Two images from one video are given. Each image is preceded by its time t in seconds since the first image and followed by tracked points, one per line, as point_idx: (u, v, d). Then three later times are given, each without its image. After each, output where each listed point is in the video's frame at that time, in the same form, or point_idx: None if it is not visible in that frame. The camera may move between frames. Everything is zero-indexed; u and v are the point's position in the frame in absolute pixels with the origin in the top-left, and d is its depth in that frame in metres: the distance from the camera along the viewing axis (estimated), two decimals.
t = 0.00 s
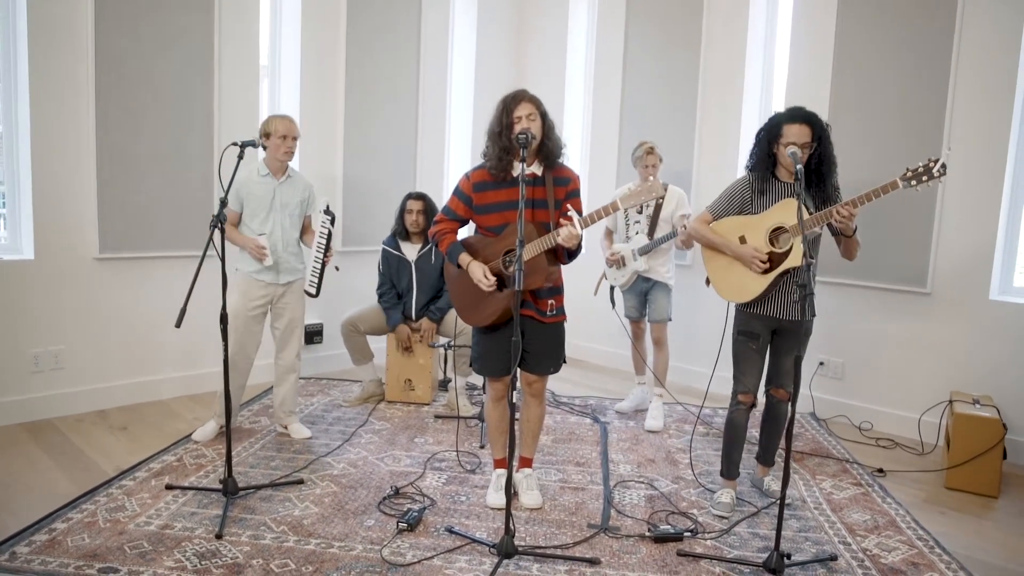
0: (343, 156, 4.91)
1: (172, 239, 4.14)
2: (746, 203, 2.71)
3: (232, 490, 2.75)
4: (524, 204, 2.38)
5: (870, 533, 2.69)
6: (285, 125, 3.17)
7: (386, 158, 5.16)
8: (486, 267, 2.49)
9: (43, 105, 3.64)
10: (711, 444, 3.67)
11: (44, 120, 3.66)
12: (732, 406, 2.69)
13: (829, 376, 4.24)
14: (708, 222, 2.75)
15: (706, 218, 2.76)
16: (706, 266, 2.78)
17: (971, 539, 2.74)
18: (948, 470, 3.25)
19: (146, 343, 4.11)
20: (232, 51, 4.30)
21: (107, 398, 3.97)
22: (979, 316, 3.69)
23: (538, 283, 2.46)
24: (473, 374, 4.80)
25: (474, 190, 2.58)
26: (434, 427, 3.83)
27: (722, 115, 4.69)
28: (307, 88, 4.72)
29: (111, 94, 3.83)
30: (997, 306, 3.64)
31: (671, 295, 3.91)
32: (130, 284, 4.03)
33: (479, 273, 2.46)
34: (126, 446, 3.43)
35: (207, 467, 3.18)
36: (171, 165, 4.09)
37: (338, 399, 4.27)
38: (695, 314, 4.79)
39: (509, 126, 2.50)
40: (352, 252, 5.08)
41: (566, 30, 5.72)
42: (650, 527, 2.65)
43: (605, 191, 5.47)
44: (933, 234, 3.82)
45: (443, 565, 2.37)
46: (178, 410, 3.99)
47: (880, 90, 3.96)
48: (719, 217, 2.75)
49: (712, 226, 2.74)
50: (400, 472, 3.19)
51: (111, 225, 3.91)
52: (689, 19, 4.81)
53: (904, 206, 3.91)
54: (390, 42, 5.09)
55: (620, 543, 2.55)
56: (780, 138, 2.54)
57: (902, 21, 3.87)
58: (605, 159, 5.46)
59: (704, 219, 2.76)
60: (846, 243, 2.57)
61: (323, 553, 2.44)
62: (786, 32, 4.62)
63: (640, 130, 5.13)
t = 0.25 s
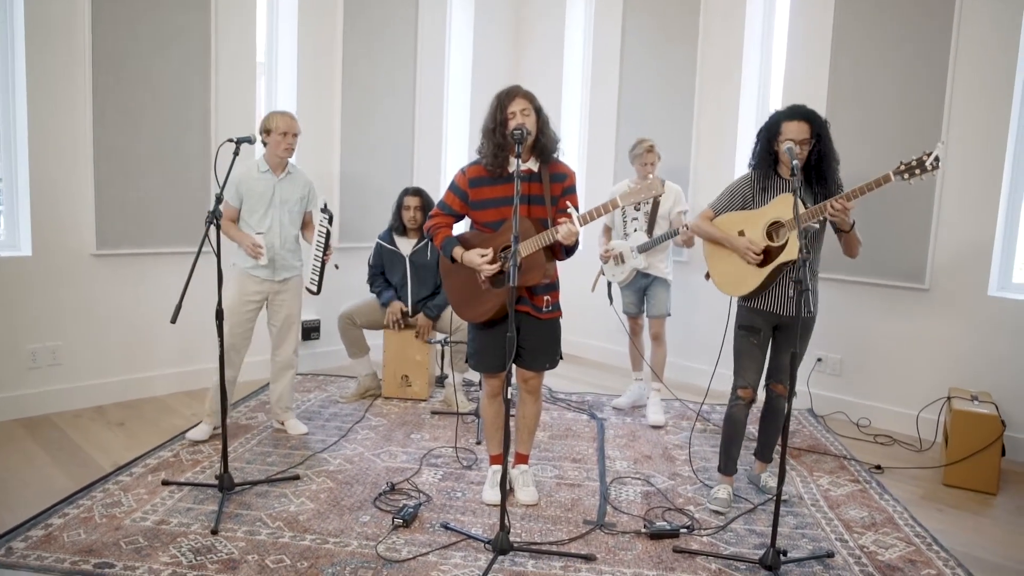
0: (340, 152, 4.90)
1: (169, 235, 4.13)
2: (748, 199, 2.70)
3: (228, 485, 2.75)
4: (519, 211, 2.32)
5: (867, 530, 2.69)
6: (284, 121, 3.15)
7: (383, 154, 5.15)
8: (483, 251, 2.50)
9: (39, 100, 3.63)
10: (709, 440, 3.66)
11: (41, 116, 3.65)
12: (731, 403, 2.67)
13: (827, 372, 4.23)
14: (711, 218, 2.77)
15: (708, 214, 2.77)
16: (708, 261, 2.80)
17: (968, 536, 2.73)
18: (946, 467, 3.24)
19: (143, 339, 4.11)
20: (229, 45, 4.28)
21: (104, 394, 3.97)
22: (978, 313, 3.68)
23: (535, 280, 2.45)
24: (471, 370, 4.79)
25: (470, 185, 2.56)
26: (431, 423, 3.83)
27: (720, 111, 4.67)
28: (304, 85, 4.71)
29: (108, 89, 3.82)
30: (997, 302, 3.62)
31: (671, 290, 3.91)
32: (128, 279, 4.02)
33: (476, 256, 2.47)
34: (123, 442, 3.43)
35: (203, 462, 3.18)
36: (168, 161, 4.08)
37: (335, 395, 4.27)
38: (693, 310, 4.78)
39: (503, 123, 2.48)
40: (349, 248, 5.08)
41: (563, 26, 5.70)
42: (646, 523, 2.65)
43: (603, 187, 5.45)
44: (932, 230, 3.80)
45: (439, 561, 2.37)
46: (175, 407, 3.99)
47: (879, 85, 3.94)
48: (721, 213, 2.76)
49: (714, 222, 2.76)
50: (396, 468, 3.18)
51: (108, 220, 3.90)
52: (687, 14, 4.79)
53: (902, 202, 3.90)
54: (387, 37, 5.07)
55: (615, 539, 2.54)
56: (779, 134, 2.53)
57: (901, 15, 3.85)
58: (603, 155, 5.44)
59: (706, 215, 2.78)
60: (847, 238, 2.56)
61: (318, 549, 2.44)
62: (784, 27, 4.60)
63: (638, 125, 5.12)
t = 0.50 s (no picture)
0: (341, 151, 4.90)
1: (170, 234, 4.13)
2: (752, 199, 2.70)
3: (228, 485, 2.75)
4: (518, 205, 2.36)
5: (868, 530, 2.68)
6: (271, 119, 3.13)
7: (384, 153, 5.14)
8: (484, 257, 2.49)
9: (39, 99, 3.63)
10: (710, 440, 3.65)
11: (42, 116, 3.65)
12: (728, 401, 2.67)
13: (829, 372, 4.22)
14: (716, 215, 2.76)
15: (713, 211, 2.76)
16: (709, 257, 2.79)
17: (970, 536, 2.72)
18: (947, 467, 3.23)
19: (143, 338, 4.10)
20: (229, 44, 4.27)
21: (105, 394, 3.97)
22: (980, 312, 3.67)
23: (535, 279, 2.45)
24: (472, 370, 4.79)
25: (470, 185, 2.56)
26: (432, 423, 3.83)
27: (722, 110, 4.66)
28: (305, 85, 4.70)
29: (108, 89, 3.81)
30: (999, 302, 3.61)
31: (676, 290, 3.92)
32: (129, 279, 4.02)
33: (477, 261, 2.45)
34: (123, 442, 3.43)
35: (204, 462, 3.17)
36: (168, 160, 4.08)
37: (336, 395, 4.27)
38: (695, 310, 4.77)
39: (503, 122, 2.47)
40: (350, 247, 5.07)
41: (565, 26, 5.69)
42: (647, 524, 2.64)
43: (605, 186, 5.44)
44: (934, 230, 3.79)
45: (438, 561, 2.36)
46: (176, 406, 3.99)
47: (882, 84, 3.93)
48: (726, 210, 2.74)
49: (718, 218, 2.74)
50: (397, 468, 3.18)
51: (108, 220, 3.90)
52: (688, 12, 4.78)
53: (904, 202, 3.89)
54: (388, 35, 5.06)
55: (616, 540, 2.53)
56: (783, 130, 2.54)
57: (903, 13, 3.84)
58: (605, 154, 5.43)
59: (712, 212, 2.77)
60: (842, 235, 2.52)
61: (317, 550, 2.43)
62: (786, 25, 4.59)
63: (640, 124, 5.10)
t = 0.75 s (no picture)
0: (338, 159, 4.90)
1: (165, 242, 4.13)
2: (747, 207, 2.70)
3: (222, 494, 2.74)
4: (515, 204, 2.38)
5: (864, 538, 2.68)
6: (244, 123, 3.09)
7: (381, 161, 5.15)
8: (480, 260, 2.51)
9: (35, 107, 3.63)
10: (706, 448, 3.65)
11: (38, 124, 3.65)
12: (723, 409, 2.66)
13: (825, 379, 4.22)
14: (712, 224, 2.77)
15: (709, 220, 2.77)
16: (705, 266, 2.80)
17: (965, 544, 2.72)
18: (942, 474, 3.24)
19: (138, 347, 4.09)
20: (226, 52, 4.28)
21: (100, 402, 3.95)
22: (975, 320, 3.68)
23: (530, 284, 2.44)
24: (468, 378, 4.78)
25: (466, 193, 2.57)
26: (428, 432, 3.82)
27: (718, 117, 4.69)
28: (303, 93, 4.71)
29: (104, 97, 3.82)
30: (993, 309, 3.62)
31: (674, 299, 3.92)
32: (124, 286, 4.02)
33: (472, 266, 2.47)
34: (117, 451, 3.41)
35: (198, 471, 3.16)
36: (165, 169, 4.08)
37: (332, 403, 4.26)
38: (692, 317, 4.78)
39: (499, 130, 2.48)
40: (347, 255, 5.07)
41: (562, 35, 5.71)
42: (643, 532, 2.63)
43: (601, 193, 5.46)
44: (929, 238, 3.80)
45: (433, 570, 2.35)
46: (171, 415, 3.97)
47: (876, 92, 3.95)
48: (721, 219, 2.76)
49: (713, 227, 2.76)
50: (392, 477, 3.17)
51: (104, 228, 3.89)
52: (684, 21, 4.81)
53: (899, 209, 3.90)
54: (385, 43, 5.07)
55: (612, 548, 2.53)
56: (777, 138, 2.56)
57: (897, 22, 3.86)
58: (601, 161, 5.45)
59: (708, 221, 2.78)
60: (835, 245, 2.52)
61: (312, 559, 2.42)
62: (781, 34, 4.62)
63: (636, 132, 5.12)
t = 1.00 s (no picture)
0: (335, 161, 4.90)
1: (162, 244, 4.12)
2: (738, 207, 2.71)
3: (219, 497, 2.74)
4: (512, 205, 2.41)
5: (861, 539, 2.68)
6: (222, 122, 3.06)
7: (378, 162, 5.15)
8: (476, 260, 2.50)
9: (32, 110, 3.62)
10: (703, 449, 3.66)
11: (35, 126, 3.65)
12: (724, 415, 2.65)
13: (822, 381, 4.23)
14: (701, 225, 2.75)
15: (699, 222, 2.76)
16: (696, 269, 2.77)
17: (962, 544, 2.72)
18: (939, 475, 3.25)
19: (135, 348, 4.09)
20: (223, 54, 4.29)
21: (96, 404, 3.95)
22: (971, 321, 3.69)
23: (527, 288, 2.45)
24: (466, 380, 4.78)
25: (462, 195, 2.57)
26: (425, 434, 3.82)
27: (715, 119, 4.70)
28: (300, 96, 4.71)
29: (101, 99, 3.82)
30: (989, 311, 3.63)
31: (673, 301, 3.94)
32: (121, 288, 4.01)
33: (468, 265, 2.47)
34: (114, 454, 3.40)
35: (195, 474, 3.15)
36: (162, 170, 4.08)
37: (329, 406, 4.25)
38: (690, 319, 4.78)
39: (496, 131, 2.49)
40: (344, 257, 5.07)
41: (559, 37, 5.72)
42: (640, 534, 2.64)
43: (598, 195, 5.47)
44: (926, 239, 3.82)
45: (431, 572, 2.35)
46: (167, 417, 3.96)
47: (872, 94, 3.97)
48: (712, 220, 2.75)
49: (704, 228, 2.74)
50: (390, 479, 3.17)
51: (101, 230, 3.89)
52: (680, 23, 4.83)
53: (895, 210, 3.92)
54: (382, 45, 5.08)
55: (610, 550, 2.53)
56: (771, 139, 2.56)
57: (894, 24, 3.88)
58: (598, 163, 5.46)
59: (697, 222, 2.76)
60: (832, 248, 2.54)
61: (310, 561, 2.42)
62: (777, 36, 4.63)
63: (633, 134, 5.13)
